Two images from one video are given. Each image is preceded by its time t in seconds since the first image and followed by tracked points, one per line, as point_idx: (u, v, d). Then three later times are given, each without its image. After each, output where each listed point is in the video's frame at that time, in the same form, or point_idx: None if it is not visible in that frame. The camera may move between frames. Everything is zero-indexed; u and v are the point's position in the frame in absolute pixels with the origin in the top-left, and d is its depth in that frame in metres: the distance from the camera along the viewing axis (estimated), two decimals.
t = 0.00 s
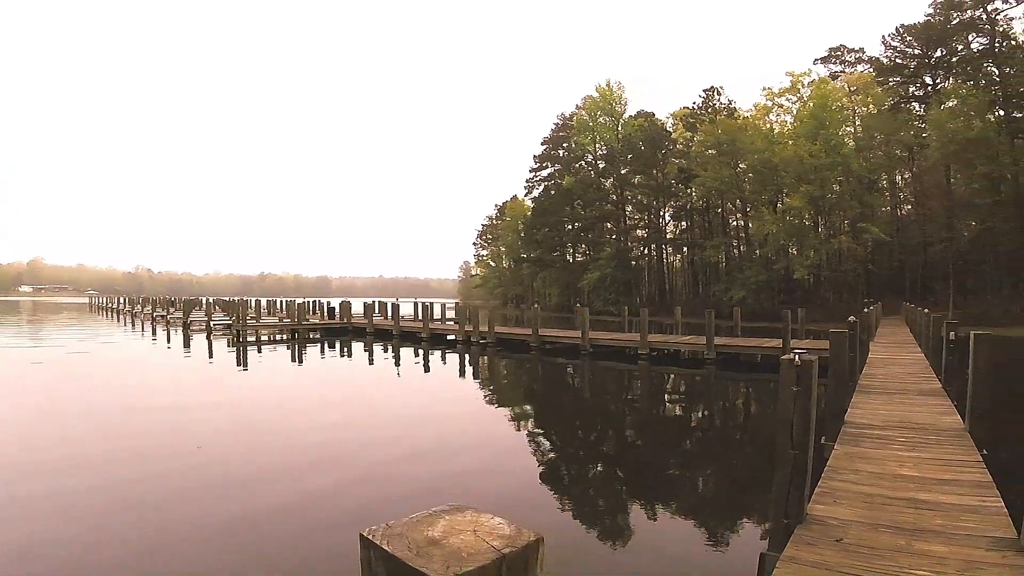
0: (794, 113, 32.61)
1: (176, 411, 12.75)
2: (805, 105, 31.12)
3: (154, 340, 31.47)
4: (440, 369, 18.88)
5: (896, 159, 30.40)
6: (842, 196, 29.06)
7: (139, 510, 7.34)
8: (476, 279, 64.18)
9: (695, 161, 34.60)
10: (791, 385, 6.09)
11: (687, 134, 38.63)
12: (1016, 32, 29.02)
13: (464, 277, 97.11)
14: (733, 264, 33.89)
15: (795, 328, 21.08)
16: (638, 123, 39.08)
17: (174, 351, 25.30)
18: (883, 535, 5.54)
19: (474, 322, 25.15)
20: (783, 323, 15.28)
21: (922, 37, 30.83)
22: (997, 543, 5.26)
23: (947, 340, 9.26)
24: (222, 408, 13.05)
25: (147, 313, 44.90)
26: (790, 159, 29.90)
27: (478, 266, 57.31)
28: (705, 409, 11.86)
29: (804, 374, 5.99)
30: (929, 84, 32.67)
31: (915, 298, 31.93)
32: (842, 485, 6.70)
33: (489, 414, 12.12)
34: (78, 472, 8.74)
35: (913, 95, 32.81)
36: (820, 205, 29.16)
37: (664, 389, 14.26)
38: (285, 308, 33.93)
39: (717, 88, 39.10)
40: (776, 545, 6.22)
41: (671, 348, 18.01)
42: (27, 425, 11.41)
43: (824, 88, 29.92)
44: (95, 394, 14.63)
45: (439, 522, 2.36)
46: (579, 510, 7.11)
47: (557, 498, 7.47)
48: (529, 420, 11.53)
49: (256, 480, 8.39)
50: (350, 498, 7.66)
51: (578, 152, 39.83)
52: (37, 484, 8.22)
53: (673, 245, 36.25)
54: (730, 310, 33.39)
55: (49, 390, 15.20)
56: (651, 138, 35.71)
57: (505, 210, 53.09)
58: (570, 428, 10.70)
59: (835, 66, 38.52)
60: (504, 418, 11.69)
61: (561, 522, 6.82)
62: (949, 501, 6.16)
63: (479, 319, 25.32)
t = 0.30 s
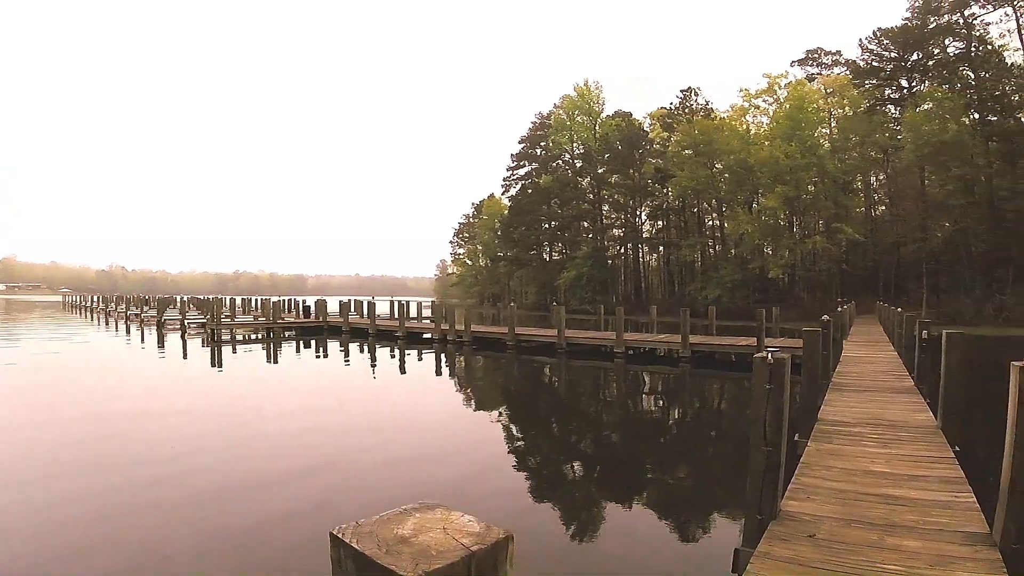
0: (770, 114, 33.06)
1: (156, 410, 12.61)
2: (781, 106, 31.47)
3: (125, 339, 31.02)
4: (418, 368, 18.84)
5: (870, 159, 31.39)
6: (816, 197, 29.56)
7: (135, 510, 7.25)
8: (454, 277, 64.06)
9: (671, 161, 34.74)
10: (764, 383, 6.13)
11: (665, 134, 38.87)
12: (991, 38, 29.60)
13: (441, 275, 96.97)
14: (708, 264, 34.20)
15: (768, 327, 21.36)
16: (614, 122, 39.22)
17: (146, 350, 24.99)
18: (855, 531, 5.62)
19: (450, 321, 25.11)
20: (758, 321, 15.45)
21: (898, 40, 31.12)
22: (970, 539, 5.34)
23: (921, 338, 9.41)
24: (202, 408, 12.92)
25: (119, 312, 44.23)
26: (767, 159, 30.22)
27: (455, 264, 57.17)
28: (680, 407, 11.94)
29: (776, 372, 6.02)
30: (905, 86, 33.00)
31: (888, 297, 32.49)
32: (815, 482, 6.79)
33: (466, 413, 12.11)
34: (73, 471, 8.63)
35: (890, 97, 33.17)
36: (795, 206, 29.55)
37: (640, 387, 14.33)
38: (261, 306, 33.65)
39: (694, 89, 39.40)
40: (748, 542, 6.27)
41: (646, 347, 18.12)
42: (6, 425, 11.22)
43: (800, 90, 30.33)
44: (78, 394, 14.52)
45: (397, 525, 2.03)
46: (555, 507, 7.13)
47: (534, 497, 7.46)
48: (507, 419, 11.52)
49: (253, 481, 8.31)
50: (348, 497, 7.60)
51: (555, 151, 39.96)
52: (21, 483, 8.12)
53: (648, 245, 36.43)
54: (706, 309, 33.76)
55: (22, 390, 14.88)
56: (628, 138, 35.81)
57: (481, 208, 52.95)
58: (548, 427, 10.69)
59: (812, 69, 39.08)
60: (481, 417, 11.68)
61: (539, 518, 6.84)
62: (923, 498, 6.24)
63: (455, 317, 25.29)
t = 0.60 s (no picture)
0: (743, 114, 33.67)
1: (138, 410, 12.43)
2: (754, 107, 31.84)
3: (92, 338, 30.42)
4: (390, 367, 18.73)
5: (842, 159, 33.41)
6: (787, 197, 30.11)
7: (132, 513, 7.16)
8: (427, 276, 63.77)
9: (645, 160, 34.89)
10: (735, 380, 6.16)
11: (637, 133, 39.14)
12: (962, 41, 30.14)
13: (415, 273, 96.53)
14: (680, 263, 34.54)
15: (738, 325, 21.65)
16: (587, 121, 39.28)
17: (114, 350, 24.52)
18: (826, 526, 5.71)
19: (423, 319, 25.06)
20: (729, 319, 15.63)
21: (871, 43, 31.29)
22: (936, 533, 5.47)
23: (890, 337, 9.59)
24: (185, 407, 12.77)
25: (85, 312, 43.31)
26: (739, 159, 30.60)
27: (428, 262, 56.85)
28: (653, 405, 12.08)
29: (747, 370, 6.02)
30: (876, 89, 33.25)
31: (858, 294, 33.21)
32: (785, 477, 6.89)
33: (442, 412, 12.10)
34: (70, 472, 8.53)
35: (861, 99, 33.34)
36: (766, 205, 29.98)
37: (613, 385, 14.42)
38: (232, 305, 33.22)
39: (667, 88, 39.71)
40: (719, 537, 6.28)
41: (618, 345, 18.23)
42: None
43: (773, 91, 30.70)
44: (60, 392, 14.35)
45: (374, 512, 2.03)
46: (530, 504, 7.20)
47: (509, 495, 7.48)
48: (481, 417, 11.50)
49: (253, 481, 8.24)
50: (344, 495, 7.60)
51: (528, 149, 40.25)
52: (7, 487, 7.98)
53: (621, 243, 36.60)
54: (678, 307, 34.17)
55: None
56: (601, 137, 35.83)
57: (455, 206, 52.70)
58: (523, 425, 10.72)
59: (784, 70, 39.72)
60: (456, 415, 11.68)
61: (512, 516, 6.88)
62: (889, 492, 6.38)
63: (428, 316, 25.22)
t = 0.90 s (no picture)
0: (716, 114, 34.35)
1: (124, 413, 12.31)
2: (726, 106, 32.66)
3: (56, 339, 29.70)
4: (362, 365, 18.60)
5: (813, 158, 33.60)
6: (759, 195, 30.69)
7: (132, 516, 7.14)
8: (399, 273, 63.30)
9: (618, 157, 34.97)
10: (703, 375, 6.17)
11: (610, 131, 39.32)
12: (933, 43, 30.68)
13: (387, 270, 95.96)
14: (652, 260, 34.79)
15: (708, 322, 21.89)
16: (561, 118, 39.25)
17: (80, 349, 24.00)
18: (795, 519, 5.78)
19: (396, 317, 24.99)
20: (700, 315, 15.82)
21: (844, 44, 32.04)
22: (905, 525, 5.58)
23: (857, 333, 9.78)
24: (172, 408, 12.68)
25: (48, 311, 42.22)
26: (711, 158, 30.97)
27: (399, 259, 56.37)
28: (625, 400, 12.20)
29: (715, 366, 6.08)
30: (847, 89, 34.15)
31: (829, 291, 33.77)
32: (756, 472, 6.97)
33: (415, 409, 12.08)
34: (71, 475, 8.48)
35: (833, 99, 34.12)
36: (738, 202, 30.57)
37: (585, 381, 14.52)
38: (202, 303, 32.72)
39: (640, 87, 39.84)
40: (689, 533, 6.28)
41: (590, 341, 18.34)
42: None
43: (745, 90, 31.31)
44: (49, 394, 14.24)
45: (339, 511, 1.87)
46: (503, 501, 7.26)
47: (481, 494, 7.50)
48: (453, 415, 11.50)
49: (254, 482, 8.20)
50: (340, 492, 7.64)
51: (502, 147, 40.16)
52: None
53: (592, 240, 36.72)
54: (650, 304, 34.48)
55: None
56: (574, 136, 35.85)
57: (427, 203, 52.43)
58: (495, 423, 10.74)
59: (756, 70, 40.24)
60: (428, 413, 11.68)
61: (486, 514, 6.92)
62: (857, 486, 6.50)
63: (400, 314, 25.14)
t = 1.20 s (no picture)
0: (689, 115, 34.81)
1: (115, 413, 12.19)
2: (700, 107, 33.32)
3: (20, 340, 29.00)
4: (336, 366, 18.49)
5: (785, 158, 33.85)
6: (731, 194, 31.14)
7: (131, 515, 7.09)
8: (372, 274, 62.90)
9: (593, 157, 35.24)
10: (674, 373, 6.10)
11: (584, 131, 39.60)
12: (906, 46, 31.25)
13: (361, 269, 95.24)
14: (626, 259, 35.07)
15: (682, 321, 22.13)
16: (536, 118, 39.32)
17: (46, 351, 23.49)
18: (768, 514, 5.89)
19: (369, 317, 24.88)
20: (673, 315, 16.02)
21: (817, 47, 32.54)
22: (876, 519, 5.71)
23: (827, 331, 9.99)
24: (164, 409, 12.58)
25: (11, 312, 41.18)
26: (684, 157, 31.30)
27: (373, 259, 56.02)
28: (600, 399, 12.31)
29: (686, 363, 6.05)
30: (820, 90, 34.73)
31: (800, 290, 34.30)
32: (729, 468, 7.07)
33: (390, 410, 12.06)
34: (68, 475, 8.38)
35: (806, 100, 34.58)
36: (709, 202, 30.84)
37: (560, 381, 14.60)
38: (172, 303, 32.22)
39: (615, 87, 40.10)
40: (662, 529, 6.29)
41: (564, 341, 18.45)
42: None
43: (719, 92, 32.05)
44: (35, 395, 14.02)
45: (311, 512, 1.86)
46: (479, 502, 7.26)
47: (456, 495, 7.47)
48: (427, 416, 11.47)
49: (253, 482, 8.14)
50: (339, 491, 7.61)
51: (476, 146, 40.51)
52: None
53: (567, 240, 36.86)
54: (623, 303, 34.76)
55: None
56: (549, 136, 35.96)
57: (402, 202, 52.19)
58: (468, 422, 10.79)
59: (730, 71, 40.73)
60: (403, 413, 11.67)
61: (462, 516, 6.88)
62: (828, 481, 6.64)
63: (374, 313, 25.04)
